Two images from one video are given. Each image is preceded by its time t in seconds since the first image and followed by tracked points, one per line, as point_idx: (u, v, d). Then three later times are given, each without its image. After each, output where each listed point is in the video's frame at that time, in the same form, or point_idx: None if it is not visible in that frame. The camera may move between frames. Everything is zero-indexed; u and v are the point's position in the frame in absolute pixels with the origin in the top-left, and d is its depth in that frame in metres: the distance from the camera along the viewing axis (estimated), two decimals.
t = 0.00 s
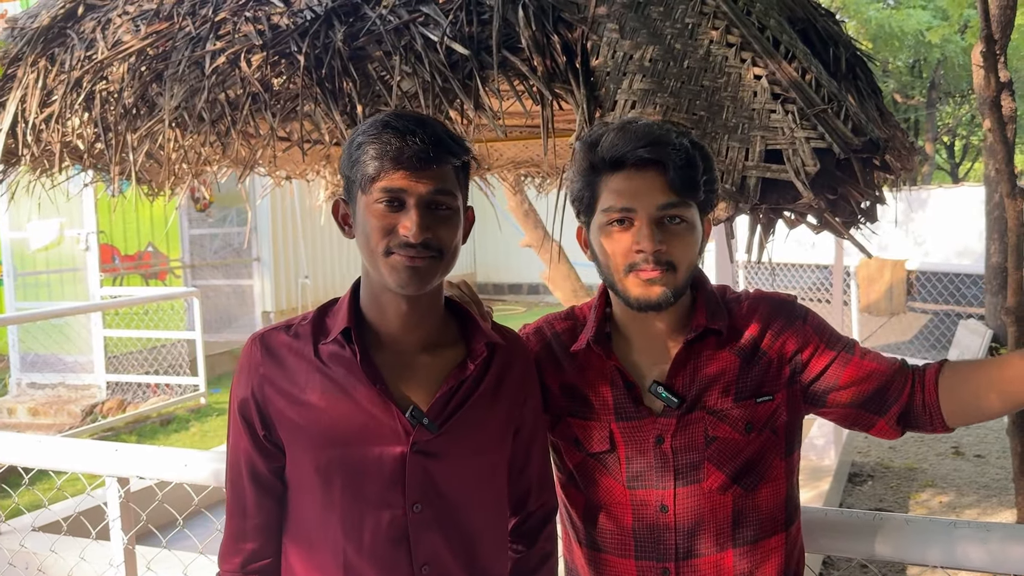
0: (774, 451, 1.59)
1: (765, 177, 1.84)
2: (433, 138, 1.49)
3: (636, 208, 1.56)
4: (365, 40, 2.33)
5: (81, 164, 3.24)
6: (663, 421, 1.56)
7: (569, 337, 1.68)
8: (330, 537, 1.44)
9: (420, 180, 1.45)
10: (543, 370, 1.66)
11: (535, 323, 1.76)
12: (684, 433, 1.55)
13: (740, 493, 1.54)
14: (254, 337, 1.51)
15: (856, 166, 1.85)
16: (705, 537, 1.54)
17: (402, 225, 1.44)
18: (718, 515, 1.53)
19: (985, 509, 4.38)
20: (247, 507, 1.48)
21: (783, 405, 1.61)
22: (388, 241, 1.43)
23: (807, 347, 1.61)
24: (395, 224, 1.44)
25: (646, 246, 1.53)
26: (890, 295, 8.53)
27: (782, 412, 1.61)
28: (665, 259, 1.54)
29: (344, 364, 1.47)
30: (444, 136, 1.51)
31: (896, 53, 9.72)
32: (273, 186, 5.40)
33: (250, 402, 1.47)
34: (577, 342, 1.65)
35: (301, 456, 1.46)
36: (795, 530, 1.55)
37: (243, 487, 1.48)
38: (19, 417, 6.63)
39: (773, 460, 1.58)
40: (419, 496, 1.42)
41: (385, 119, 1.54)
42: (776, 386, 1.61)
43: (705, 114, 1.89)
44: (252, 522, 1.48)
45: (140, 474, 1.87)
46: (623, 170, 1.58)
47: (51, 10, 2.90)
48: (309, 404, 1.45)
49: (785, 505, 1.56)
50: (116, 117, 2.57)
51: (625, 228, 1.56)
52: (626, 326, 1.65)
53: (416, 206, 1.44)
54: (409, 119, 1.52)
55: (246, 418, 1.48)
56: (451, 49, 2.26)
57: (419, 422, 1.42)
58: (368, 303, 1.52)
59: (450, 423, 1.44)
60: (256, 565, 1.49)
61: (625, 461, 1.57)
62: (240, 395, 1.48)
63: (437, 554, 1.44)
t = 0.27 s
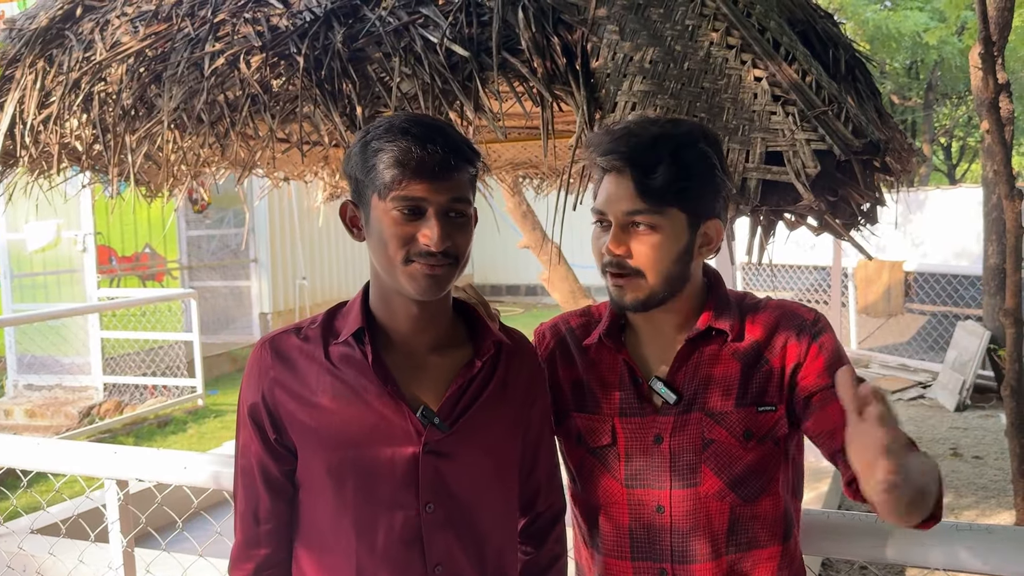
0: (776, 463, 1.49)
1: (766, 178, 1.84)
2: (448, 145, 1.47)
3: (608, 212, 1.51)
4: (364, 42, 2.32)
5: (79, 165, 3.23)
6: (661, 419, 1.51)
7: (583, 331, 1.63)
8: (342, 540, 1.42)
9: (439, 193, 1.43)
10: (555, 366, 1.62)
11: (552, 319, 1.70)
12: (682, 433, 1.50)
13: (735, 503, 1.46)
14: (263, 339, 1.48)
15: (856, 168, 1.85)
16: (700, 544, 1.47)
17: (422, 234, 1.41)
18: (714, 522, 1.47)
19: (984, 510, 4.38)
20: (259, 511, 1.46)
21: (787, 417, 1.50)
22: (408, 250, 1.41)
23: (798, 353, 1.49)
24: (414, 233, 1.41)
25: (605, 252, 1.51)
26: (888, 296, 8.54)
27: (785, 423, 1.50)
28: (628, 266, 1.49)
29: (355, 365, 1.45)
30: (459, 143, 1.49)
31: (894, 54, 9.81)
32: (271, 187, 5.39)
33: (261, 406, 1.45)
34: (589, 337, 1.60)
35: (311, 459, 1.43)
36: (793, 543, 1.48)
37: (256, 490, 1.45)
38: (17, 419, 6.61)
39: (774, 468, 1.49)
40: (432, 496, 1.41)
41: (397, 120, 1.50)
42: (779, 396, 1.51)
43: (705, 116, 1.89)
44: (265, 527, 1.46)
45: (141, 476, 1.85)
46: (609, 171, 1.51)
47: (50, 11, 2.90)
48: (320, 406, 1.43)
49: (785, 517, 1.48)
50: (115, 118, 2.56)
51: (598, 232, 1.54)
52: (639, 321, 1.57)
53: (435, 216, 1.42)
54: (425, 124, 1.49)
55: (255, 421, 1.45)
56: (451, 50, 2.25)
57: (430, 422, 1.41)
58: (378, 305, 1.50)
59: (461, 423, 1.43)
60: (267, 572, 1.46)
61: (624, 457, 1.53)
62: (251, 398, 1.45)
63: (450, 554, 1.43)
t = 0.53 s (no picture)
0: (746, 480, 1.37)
1: (766, 179, 1.85)
2: (454, 150, 1.45)
3: (626, 215, 1.42)
4: (365, 43, 2.32)
5: (80, 166, 3.24)
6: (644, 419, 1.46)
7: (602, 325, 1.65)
8: (351, 540, 1.42)
9: (445, 198, 1.42)
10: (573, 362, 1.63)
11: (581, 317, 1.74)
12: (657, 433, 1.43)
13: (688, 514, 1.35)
14: (270, 342, 1.49)
15: (855, 169, 1.85)
16: (664, 552, 1.38)
17: (428, 240, 1.40)
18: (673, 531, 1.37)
19: (985, 512, 4.38)
20: (267, 513, 1.45)
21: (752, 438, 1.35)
22: (416, 254, 1.41)
23: (771, 379, 1.34)
24: (418, 237, 1.41)
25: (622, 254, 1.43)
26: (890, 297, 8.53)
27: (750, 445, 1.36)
28: (641, 266, 1.42)
29: (361, 366, 1.45)
30: (465, 147, 1.47)
31: (895, 55, 9.83)
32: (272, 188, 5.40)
33: (269, 408, 1.45)
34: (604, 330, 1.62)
35: (319, 460, 1.43)
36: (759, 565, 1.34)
37: (264, 492, 1.45)
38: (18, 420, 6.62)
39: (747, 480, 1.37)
40: (439, 495, 1.41)
41: (405, 125, 1.49)
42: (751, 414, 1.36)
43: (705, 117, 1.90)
44: (273, 529, 1.46)
45: (142, 477, 1.86)
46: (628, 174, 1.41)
47: (51, 13, 2.91)
48: (328, 407, 1.43)
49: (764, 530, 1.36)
50: (116, 119, 2.57)
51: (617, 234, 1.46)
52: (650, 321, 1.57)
53: (441, 221, 1.41)
54: (431, 129, 1.47)
55: (263, 423, 1.45)
56: (451, 52, 2.26)
57: (437, 421, 1.41)
58: (384, 305, 1.51)
59: (467, 423, 1.43)
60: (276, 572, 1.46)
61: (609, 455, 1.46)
62: (258, 401, 1.46)
63: (458, 553, 1.43)
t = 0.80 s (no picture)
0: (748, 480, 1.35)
1: (763, 179, 1.85)
2: (439, 148, 1.47)
3: (638, 213, 1.40)
4: (364, 44, 2.33)
5: (84, 167, 3.26)
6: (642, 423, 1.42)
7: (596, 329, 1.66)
8: (348, 537, 1.43)
9: (427, 193, 1.43)
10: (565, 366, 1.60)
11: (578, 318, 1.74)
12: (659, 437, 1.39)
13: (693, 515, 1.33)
14: (266, 343, 1.50)
15: (853, 169, 1.85)
16: (664, 556, 1.35)
17: (407, 235, 1.41)
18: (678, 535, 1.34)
19: (986, 512, 4.37)
20: (265, 512, 1.46)
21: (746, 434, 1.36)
22: (398, 251, 1.42)
23: (758, 374, 1.35)
24: (402, 234, 1.42)
25: (642, 252, 1.39)
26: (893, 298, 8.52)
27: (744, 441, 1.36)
28: (666, 264, 1.39)
29: (357, 367, 1.46)
30: (449, 146, 1.49)
31: (900, 55, 9.82)
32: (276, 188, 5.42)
33: (265, 408, 1.46)
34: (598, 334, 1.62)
35: (315, 459, 1.44)
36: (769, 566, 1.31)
37: (262, 491, 1.46)
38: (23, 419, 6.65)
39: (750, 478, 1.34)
40: (434, 494, 1.42)
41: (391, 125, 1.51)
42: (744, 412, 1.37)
43: (702, 118, 1.90)
44: (271, 527, 1.46)
45: (142, 476, 1.87)
46: (632, 173, 1.41)
47: (55, 15, 2.93)
48: (323, 408, 1.44)
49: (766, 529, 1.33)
50: (118, 120, 2.58)
51: (626, 234, 1.42)
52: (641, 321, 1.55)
53: (423, 217, 1.42)
54: (415, 128, 1.49)
55: (259, 423, 1.46)
56: (450, 53, 2.27)
57: (431, 421, 1.43)
58: (378, 306, 1.52)
59: (460, 422, 1.45)
60: (274, 570, 1.47)
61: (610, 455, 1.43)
62: (255, 401, 1.46)
63: (453, 551, 1.44)
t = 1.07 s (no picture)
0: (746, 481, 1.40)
1: (757, 179, 1.85)
2: (417, 147, 1.48)
3: (644, 204, 1.42)
4: (364, 45, 2.35)
5: (89, 167, 3.29)
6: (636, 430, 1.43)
7: (574, 335, 1.59)
8: (336, 533, 1.45)
9: (407, 192, 1.44)
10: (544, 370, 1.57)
11: (546, 324, 1.66)
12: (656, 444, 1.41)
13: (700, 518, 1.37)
14: (256, 343, 1.52)
15: (848, 169, 1.87)
16: (667, 558, 1.40)
17: (390, 234, 1.42)
18: (682, 537, 1.39)
19: (989, 512, 4.37)
20: (257, 507, 1.49)
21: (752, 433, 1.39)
22: (379, 250, 1.43)
23: (761, 370, 1.36)
24: (385, 232, 1.43)
25: (656, 241, 1.39)
26: (897, 297, 8.51)
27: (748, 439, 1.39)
28: (672, 254, 1.40)
29: (342, 365, 1.47)
30: (428, 145, 1.50)
31: (906, 54, 9.81)
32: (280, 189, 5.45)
33: (255, 406, 1.48)
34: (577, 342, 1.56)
35: (303, 456, 1.46)
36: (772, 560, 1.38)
37: (253, 487, 1.49)
38: (30, 418, 6.69)
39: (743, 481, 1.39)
40: (420, 490, 1.43)
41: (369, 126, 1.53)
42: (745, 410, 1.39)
43: (698, 118, 1.90)
44: (264, 523, 1.49)
45: (142, 473, 1.89)
46: (632, 167, 1.44)
47: (60, 16, 2.96)
48: (310, 405, 1.46)
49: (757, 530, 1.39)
50: (121, 121, 2.61)
51: (631, 227, 1.42)
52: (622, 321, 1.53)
53: (403, 215, 1.43)
54: (393, 128, 1.50)
55: (249, 421, 1.49)
56: (449, 53, 2.29)
57: (416, 418, 1.43)
58: (362, 306, 1.52)
59: (445, 420, 1.45)
60: (268, 563, 1.50)
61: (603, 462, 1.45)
62: (245, 400, 1.49)
63: (440, 546, 1.45)
